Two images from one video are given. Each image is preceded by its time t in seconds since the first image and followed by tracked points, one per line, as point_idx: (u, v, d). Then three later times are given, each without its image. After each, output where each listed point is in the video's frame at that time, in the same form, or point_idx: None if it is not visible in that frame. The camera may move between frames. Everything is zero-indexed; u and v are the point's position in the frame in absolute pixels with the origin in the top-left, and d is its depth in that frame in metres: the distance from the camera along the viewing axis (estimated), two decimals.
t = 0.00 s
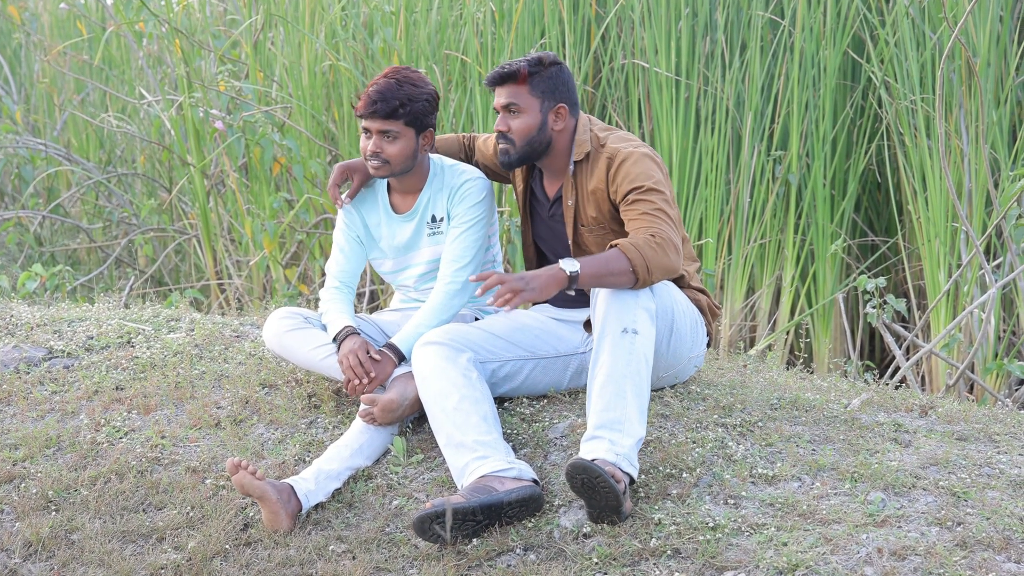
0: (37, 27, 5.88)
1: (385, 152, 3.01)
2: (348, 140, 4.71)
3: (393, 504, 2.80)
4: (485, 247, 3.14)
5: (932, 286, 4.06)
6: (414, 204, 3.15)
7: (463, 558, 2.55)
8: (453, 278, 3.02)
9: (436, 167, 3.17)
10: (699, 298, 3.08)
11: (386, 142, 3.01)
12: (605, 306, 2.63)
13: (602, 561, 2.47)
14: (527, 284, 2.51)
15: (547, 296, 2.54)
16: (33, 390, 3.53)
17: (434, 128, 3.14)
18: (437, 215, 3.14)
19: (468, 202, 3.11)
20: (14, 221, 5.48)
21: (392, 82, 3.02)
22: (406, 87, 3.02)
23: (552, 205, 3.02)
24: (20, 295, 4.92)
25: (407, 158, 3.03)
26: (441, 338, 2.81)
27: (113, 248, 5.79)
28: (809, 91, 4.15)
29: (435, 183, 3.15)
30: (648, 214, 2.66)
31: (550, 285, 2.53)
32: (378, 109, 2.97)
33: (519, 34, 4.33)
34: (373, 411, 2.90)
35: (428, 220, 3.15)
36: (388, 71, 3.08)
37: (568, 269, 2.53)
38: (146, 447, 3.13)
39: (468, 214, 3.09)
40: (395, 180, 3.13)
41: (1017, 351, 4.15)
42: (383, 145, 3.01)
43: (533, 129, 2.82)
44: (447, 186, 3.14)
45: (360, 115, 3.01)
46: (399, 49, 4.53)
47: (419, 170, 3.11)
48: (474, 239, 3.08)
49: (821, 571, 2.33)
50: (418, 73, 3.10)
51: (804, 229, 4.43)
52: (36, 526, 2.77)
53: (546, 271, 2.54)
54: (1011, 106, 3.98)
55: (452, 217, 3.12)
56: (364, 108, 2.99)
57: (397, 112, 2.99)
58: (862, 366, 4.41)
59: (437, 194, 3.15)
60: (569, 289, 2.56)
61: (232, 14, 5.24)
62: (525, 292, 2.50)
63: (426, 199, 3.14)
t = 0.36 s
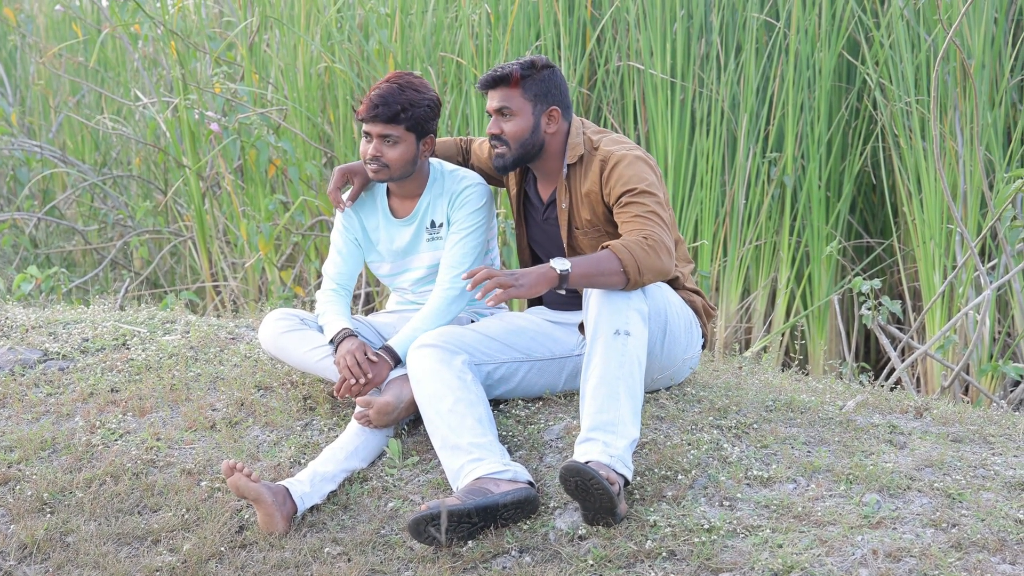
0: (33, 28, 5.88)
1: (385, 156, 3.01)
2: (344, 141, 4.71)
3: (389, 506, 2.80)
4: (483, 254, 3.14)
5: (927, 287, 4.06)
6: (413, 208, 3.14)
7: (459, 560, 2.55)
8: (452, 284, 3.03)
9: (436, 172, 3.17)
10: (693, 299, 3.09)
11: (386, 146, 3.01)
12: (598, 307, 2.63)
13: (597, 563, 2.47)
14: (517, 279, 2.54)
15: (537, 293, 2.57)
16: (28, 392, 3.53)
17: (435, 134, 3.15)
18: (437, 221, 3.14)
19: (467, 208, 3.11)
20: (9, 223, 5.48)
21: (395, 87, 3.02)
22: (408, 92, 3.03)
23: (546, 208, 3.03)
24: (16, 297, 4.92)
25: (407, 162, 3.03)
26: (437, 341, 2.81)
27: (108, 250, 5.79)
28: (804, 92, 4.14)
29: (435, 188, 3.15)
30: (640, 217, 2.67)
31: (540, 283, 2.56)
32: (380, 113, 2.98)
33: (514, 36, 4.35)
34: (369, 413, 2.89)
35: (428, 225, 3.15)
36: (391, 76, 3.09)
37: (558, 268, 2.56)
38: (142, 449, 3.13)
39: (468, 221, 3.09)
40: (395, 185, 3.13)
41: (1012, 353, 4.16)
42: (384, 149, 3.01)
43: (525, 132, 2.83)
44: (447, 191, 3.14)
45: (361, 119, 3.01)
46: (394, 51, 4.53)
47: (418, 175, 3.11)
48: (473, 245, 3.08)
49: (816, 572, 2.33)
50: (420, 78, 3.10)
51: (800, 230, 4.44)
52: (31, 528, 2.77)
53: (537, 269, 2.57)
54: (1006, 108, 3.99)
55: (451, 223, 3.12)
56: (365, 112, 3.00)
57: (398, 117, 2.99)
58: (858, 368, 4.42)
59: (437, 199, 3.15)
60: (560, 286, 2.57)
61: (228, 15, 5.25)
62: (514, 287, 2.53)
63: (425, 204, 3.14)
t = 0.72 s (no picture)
0: (29, 34, 5.88)
1: (378, 160, 3.01)
2: (341, 146, 4.72)
3: (386, 511, 2.80)
4: (479, 258, 3.13)
5: (924, 291, 4.07)
6: (410, 213, 3.14)
7: (456, 566, 2.55)
8: (448, 289, 3.02)
9: (432, 177, 3.17)
10: (690, 304, 3.09)
11: (379, 150, 3.02)
12: (593, 313, 2.63)
13: (595, 568, 2.47)
14: (518, 290, 2.52)
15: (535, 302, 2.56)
16: (25, 398, 3.53)
17: (431, 139, 3.14)
18: (433, 225, 3.14)
19: (464, 213, 3.10)
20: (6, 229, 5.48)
21: (389, 91, 3.02)
22: (402, 96, 3.02)
23: (545, 213, 3.03)
24: (12, 303, 4.91)
25: (400, 166, 3.03)
26: (433, 346, 2.81)
27: (105, 256, 5.79)
28: (801, 97, 4.15)
29: (431, 193, 3.15)
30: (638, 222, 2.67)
31: (539, 292, 2.55)
32: (373, 116, 2.98)
33: (511, 41, 4.36)
34: (366, 418, 2.89)
35: (424, 230, 3.15)
36: (387, 79, 3.09)
37: (556, 277, 2.55)
38: (139, 455, 3.13)
39: (464, 225, 3.09)
40: (391, 189, 3.14)
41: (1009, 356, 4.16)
42: (377, 153, 3.02)
43: (524, 139, 2.82)
44: (443, 196, 3.14)
45: (355, 122, 3.02)
46: (391, 56, 4.53)
47: (413, 179, 3.11)
48: (469, 250, 3.08)
49: None
50: (415, 83, 3.10)
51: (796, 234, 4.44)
52: (27, 534, 2.77)
53: (535, 279, 2.56)
54: (1002, 112, 4.00)
55: (448, 227, 3.12)
56: (359, 116, 3.00)
57: (391, 121, 3.00)
58: (855, 372, 4.42)
59: (434, 204, 3.14)
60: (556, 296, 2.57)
61: (224, 21, 5.25)
62: (515, 299, 2.51)
63: (422, 209, 3.14)
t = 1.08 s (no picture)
0: (28, 38, 5.89)
1: (377, 163, 3.01)
2: (339, 149, 4.73)
3: (385, 515, 2.80)
4: (478, 262, 3.13)
5: (922, 294, 4.07)
6: (409, 217, 3.15)
7: (455, 569, 2.55)
8: (447, 292, 3.02)
9: (431, 181, 3.17)
10: (689, 306, 3.09)
11: (378, 154, 3.01)
12: (591, 316, 2.63)
13: (594, 571, 2.46)
14: (513, 288, 2.51)
15: (529, 302, 2.54)
16: (23, 402, 3.53)
17: (429, 142, 3.14)
18: (433, 229, 3.14)
19: (463, 216, 3.10)
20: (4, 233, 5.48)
21: (386, 94, 3.02)
22: (400, 100, 3.02)
23: (544, 216, 3.03)
24: (11, 306, 4.92)
25: (398, 169, 3.03)
26: (432, 350, 2.81)
27: (103, 260, 5.79)
28: (799, 100, 4.16)
29: (430, 197, 3.15)
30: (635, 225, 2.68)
31: (534, 291, 2.53)
32: (370, 120, 2.97)
33: (509, 44, 4.36)
34: (364, 422, 2.89)
35: (423, 233, 3.15)
36: (385, 82, 3.09)
37: (551, 278, 2.55)
38: (137, 458, 3.13)
39: (463, 229, 3.09)
40: (390, 193, 3.13)
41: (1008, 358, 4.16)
42: (375, 157, 3.02)
43: (523, 143, 2.83)
44: (443, 199, 3.14)
45: (354, 126, 3.02)
46: (389, 59, 4.53)
47: (412, 183, 3.11)
48: (468, 253, 3.08)
49: None
50: (413, 86, 3.10)
51: (795, 237, 4.44)
52: (26, 538, 2.77)
53: (531, 278, 2.54)
54: (1000, 114, 4.00)
55: (447, 231, 3.12)
56: (357, 120, 3.00)
57: (389, 124, 2.99)
58: (853, 374, 4.42)
59: (433, 207, 3.15)
60: (553, 297, 2.57)
61: (222, 24, 5.26)
62: (509, 298, 2.49)
63: (421, 213, 3.14)
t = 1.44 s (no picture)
0: (26, 39, 5.89)
1: (375, 163, 3.01)
2: (337, 150, 4.74)
3: (383, 515, 2.80)
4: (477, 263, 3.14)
5: (920, 295, 4.07)
6: (407, 217, 3.15)
7: (453, 569, 2.54)
8: (445, 292, 3.02)
9: (430, 181, 3.17)
10: (686, 308, 3.09)
11: (376, 154, 3.01)
12: (585, 317, 2.63)
13: (592, 572, 2.46)
14: (502, 286, 2.51)
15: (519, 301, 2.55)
16: (21, 403, 3.53)
17: (428, 143, 3.14)
18: (431, 229, 3.14)
19: (461, 217, 3.11)
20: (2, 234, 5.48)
21: (384, 94, 3.02)
22: (398, 100, 3.03)
23: (545, 218, 3.03)
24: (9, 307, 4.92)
25: (397, 169, 3.03)
26: (430, 350, 2.80)
27: (101, 260, 5.79)
28: (797, 100, 4.16)
29: (428, 197, 3.15)
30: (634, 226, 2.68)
31: (524, 289, 2.54)
32: (368, 120, 2.98)
33: (507, 44, 4.37)
34: (362, 423, 2.89)
35: (421, 233, 3.15)
36: (383, 83, 3.09)
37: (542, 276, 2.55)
38: (135, 459, 3.13)
39: (461, 229, 3.09)
40: (389, 194, 3.13)
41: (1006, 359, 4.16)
42: (374, 157, 3.01)
43: (515, 147, 2.81)
44: (441, 200, 3.15)
45: (352, 126, 3.02)
46: (387, 60, 4.52)
47: (410, 184, 3.11)
48: (466, 254, 3.08)
49: None
50: (411, 86, 3.10)
51: (793, 238, 4.44)
52: (24, 539, 2.77)
53: (520, 276, 2.55)
54: (999, 115, 4.00)
55: (445, 231, 3.13)
56: (355, 120, 3.00)
57: (388, 124, 2.99)
58: (851, 375, 4.43)
59: (432, 208, 3.15)
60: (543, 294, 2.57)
61: (220, 25, 5.26)
62: (499, 296, 2.50)
63: (419, 213, 3.14)
